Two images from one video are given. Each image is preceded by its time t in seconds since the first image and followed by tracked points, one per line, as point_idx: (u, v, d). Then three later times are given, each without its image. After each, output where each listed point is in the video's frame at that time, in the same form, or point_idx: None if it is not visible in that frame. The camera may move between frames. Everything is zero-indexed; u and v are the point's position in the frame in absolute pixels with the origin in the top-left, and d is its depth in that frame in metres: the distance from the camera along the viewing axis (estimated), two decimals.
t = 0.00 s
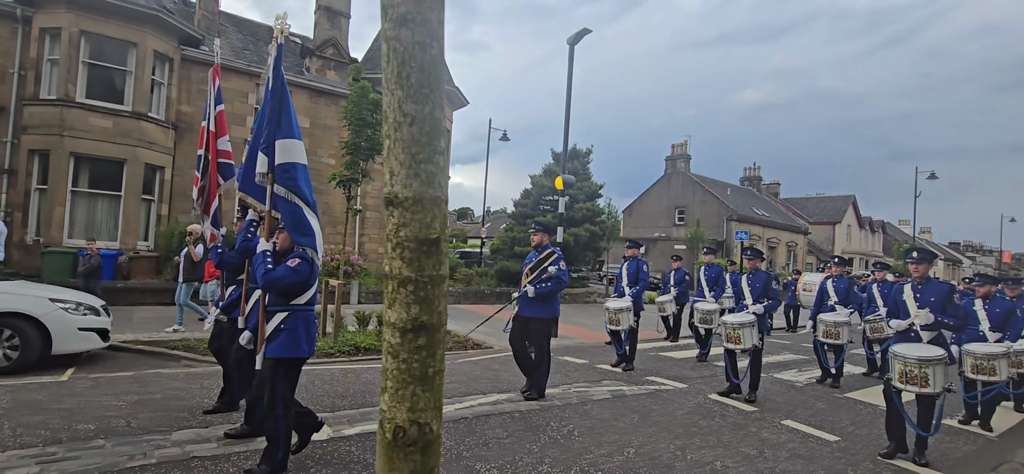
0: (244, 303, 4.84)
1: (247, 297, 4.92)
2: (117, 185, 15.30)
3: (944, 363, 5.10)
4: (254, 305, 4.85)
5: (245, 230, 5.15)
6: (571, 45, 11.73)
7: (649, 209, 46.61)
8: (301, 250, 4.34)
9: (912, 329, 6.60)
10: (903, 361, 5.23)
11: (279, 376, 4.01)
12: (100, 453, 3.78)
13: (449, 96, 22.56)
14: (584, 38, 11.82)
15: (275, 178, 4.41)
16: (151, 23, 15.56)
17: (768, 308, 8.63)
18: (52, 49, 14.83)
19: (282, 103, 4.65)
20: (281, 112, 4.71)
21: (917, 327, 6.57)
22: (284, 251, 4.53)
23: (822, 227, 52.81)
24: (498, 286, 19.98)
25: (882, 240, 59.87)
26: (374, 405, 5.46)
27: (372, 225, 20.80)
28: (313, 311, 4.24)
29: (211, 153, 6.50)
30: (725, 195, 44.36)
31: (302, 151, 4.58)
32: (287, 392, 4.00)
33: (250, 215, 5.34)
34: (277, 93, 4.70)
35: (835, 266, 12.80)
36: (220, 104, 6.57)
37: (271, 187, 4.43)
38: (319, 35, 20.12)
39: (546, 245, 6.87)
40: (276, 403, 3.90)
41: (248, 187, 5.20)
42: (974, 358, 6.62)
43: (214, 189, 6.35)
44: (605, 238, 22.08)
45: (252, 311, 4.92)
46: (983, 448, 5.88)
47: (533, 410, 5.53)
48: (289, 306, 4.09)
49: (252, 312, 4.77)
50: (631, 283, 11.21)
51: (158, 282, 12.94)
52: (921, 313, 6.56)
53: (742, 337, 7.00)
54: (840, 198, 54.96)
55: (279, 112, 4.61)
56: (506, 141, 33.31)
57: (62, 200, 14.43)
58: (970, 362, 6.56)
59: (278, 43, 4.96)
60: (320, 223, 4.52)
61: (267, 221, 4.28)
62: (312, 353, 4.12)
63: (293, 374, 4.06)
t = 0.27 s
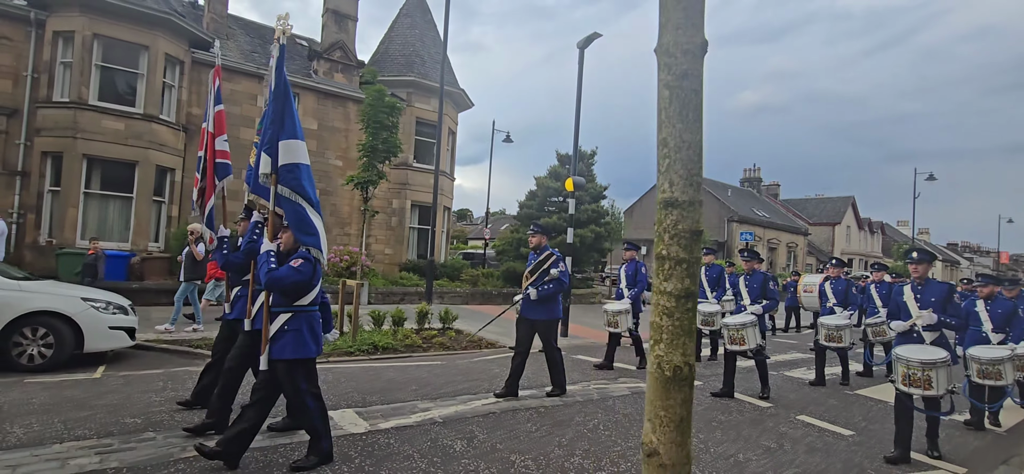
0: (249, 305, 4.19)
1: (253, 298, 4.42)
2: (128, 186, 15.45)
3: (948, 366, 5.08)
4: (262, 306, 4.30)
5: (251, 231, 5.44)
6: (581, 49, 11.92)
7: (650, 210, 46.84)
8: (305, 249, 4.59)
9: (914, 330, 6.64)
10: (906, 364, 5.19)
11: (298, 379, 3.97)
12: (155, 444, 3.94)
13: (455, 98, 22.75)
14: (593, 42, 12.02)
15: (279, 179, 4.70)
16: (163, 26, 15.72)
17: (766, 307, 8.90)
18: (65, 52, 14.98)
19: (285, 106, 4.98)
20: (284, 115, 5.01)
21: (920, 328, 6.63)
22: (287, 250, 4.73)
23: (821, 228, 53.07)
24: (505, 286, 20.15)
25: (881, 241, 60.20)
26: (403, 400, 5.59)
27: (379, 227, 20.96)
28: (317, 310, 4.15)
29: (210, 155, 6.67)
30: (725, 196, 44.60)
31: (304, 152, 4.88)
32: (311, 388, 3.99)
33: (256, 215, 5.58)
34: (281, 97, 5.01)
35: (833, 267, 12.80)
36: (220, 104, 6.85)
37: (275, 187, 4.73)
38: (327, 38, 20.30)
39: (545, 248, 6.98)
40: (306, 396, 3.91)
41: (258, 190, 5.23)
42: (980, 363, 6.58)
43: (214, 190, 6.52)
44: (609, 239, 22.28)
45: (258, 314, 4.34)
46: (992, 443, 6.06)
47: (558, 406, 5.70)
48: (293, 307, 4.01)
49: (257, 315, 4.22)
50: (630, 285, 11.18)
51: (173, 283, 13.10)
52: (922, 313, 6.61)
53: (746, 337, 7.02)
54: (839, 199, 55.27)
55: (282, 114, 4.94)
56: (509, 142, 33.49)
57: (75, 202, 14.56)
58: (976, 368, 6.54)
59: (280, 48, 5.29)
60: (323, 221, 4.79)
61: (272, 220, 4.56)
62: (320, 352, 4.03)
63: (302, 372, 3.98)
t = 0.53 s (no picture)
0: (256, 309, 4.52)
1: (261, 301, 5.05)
2: (141, 190, 15.62)
3: (950, 350, 5.17)
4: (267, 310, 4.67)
5: (258, 235, 5.47)
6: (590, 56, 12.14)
7: (652, 212, 47.03)
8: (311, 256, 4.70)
9: (917, 329, 6.38)
10: (909, 345, 5.31)
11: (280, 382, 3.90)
12: (202, 445, 4.12)
13: (460, 102, 22.95)
14: (603, 49, 12.22)
15: (286, 185, 4.87)
16: (174, 32, 15.90)
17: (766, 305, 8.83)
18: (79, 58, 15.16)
19: (293, 115, 5.19)
20: (292, 124, 5.23)
21: (923, 327, 6.36)
22: (295, 255, 4.80)
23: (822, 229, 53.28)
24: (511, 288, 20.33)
25: (881, 243, 60.43)
26: (432, 401, 5.79)
27: (386, 229, 21.12)
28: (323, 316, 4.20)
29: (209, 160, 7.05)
30: (726, 197, 44.80)
31: (310, 158, 5.06)
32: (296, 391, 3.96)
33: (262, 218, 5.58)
34: (289, 105, 5.23)
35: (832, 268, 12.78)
36: (222, 108, 7.31)
37: (283, 194, 4.89)
38: (335, 42, 20.49)
39: (548, 248, 6.91)
40: (281, 404, 3.83)
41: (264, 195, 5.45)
42: (980, 351, 6.61)
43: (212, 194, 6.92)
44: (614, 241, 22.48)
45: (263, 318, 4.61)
46: (1000, 442, 6.25)
47: (581, 407, 5.91)
48: (299, 312, 4.05)
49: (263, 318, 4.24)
50: (631, 285, 11.37)
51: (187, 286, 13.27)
52: (925, 312, 6.36)
53: (745, 324, 7.04)
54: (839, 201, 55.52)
55: (291, 123, 5.15)
56: (512, 145, 33.70)
57: (89, 205, 14.73)
58: (977, 356, 6.53)
59: (290, 57, 5.52)
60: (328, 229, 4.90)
61: (279, 224, 4.68)
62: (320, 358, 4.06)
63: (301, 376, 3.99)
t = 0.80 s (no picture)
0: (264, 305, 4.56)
1: (266, 300, 4.71)
2: (153, 192, 15.84)
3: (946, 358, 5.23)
4: (275, 306, 4.65)
5: (266, 233, 5.64)
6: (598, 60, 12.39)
7: (653, 213, 47.26)
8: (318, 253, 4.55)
9: (913, 330, 6.52)
10: (905, 355, 5.37)
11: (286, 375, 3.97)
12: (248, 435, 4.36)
13: (466, 104, 23.17)
14: (610, 53, 12.44)
15: (295, 183, 4.69)
16: (186, 35, 16.11)
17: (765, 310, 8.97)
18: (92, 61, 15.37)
19: (302, 113, 5.00)
20: (301, 121, 5.04)
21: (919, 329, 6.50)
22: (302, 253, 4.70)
23: (821, 230, 53.55)
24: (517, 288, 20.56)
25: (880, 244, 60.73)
26: (455, 396, 6.02)
27: (392, 230, 21.33)
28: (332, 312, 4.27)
29: (211, 163, 7.12)
30: (727, 198, 45.06)
31: (320, 157, 4.88)
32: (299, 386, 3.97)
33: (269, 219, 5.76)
34: (298, 102, 5.04)
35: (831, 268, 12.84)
36: (227, 110, 7.44)
37: (291, 192, 4.71)
38: (342, 45, 20.72)
39: (550, 250, 7.08)
40: (282, 399, 3.82)
41: (270, 194, 5.28)
42: (975, 354, 6.64)
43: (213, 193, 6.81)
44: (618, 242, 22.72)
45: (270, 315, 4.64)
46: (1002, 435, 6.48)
47: (599, 401, 6.15)
48: (309, 309, 4.10)
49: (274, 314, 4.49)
50: (630, 287, 11.61)
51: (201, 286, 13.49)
52: (923, 315, 6.49)
53: (742, 332, 7.01)
54: (839, 201, 55.81)
55: (300, 121, 4.96)
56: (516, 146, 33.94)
57: (103, 207, 14.94)
58: (973, 358, 6.57)
59: (298, 57, 5.43)
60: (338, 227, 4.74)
61: (287, 223, 4.54)
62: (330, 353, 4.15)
63: (309, 371, 4.06)
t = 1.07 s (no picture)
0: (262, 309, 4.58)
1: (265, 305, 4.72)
2: (164, 195, 16.03)
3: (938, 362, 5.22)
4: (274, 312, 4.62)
5: (263, 239, 5.39)
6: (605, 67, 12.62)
7: (654, 215, 47.44)
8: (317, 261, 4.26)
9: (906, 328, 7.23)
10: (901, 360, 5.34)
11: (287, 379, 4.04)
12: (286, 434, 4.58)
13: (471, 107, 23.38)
14: (618, 60, 12.66)
15: (293, 191, 4.46)
16: (196, 41, 16.31)
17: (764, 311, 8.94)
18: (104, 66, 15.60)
19: (300, 119, 4.77)
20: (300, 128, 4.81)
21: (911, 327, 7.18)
22: (302, 262, 4.44)
23: (821, 232, 53.78)
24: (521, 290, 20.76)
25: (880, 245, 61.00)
26: (475, 397, 6.24)
27: (398, 232, 21.52)
28: (332, 318, 4.29)
29: (212, 165, 6.82)
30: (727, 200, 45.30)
31: (320, 164, 4.63)
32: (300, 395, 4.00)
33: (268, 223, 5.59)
34: (296, 108, 4.81)
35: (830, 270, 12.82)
36: (230, 113, 6.89)
37: (291, 199, 4.49)
38: (349, 50, 20.95)
39: (550, 252, 7.03)
40: (287, 406, 3.91)
41: (269, 199, 5.13)
42: (973, 358, 6.68)
43: (215, 199, 6.73)
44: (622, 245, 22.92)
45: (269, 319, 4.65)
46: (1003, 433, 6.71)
47: (614, 402, 6.37)
48: (309, 315, 4.16)
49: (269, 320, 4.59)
50: (629, 289, 11.81)
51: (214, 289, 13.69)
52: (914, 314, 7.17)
53: (740, 338, 6.95)
54: (839, 203, 56.06)
55: (298, 127, 4.72)
56: (519, 149, 34.16)
57: (115, 210, 15.13)
58: (968, 363, 6.63)
59: (296, 61, 5.14)
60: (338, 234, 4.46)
61: (285, 231, 4.35)
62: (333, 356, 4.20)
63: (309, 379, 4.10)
